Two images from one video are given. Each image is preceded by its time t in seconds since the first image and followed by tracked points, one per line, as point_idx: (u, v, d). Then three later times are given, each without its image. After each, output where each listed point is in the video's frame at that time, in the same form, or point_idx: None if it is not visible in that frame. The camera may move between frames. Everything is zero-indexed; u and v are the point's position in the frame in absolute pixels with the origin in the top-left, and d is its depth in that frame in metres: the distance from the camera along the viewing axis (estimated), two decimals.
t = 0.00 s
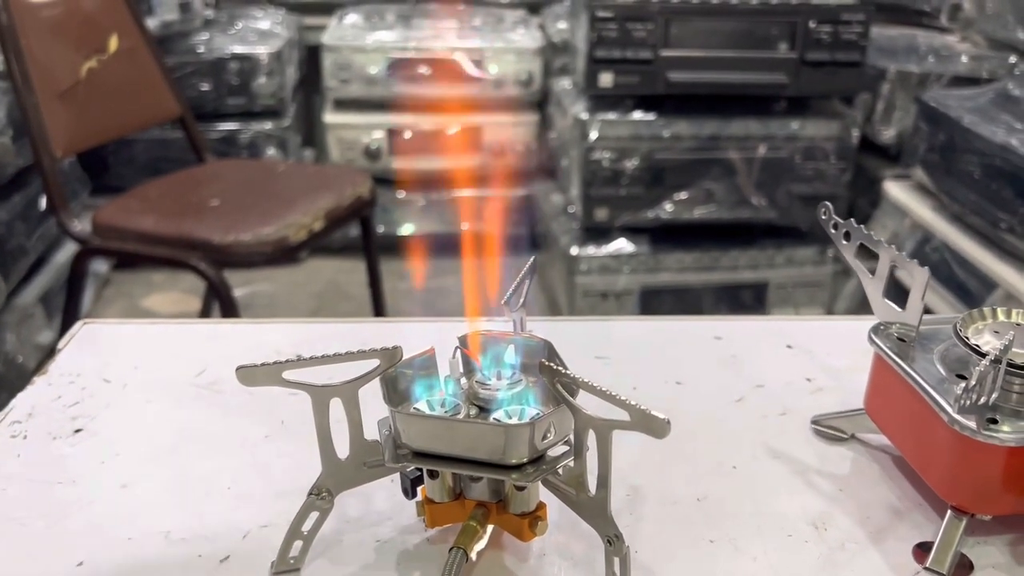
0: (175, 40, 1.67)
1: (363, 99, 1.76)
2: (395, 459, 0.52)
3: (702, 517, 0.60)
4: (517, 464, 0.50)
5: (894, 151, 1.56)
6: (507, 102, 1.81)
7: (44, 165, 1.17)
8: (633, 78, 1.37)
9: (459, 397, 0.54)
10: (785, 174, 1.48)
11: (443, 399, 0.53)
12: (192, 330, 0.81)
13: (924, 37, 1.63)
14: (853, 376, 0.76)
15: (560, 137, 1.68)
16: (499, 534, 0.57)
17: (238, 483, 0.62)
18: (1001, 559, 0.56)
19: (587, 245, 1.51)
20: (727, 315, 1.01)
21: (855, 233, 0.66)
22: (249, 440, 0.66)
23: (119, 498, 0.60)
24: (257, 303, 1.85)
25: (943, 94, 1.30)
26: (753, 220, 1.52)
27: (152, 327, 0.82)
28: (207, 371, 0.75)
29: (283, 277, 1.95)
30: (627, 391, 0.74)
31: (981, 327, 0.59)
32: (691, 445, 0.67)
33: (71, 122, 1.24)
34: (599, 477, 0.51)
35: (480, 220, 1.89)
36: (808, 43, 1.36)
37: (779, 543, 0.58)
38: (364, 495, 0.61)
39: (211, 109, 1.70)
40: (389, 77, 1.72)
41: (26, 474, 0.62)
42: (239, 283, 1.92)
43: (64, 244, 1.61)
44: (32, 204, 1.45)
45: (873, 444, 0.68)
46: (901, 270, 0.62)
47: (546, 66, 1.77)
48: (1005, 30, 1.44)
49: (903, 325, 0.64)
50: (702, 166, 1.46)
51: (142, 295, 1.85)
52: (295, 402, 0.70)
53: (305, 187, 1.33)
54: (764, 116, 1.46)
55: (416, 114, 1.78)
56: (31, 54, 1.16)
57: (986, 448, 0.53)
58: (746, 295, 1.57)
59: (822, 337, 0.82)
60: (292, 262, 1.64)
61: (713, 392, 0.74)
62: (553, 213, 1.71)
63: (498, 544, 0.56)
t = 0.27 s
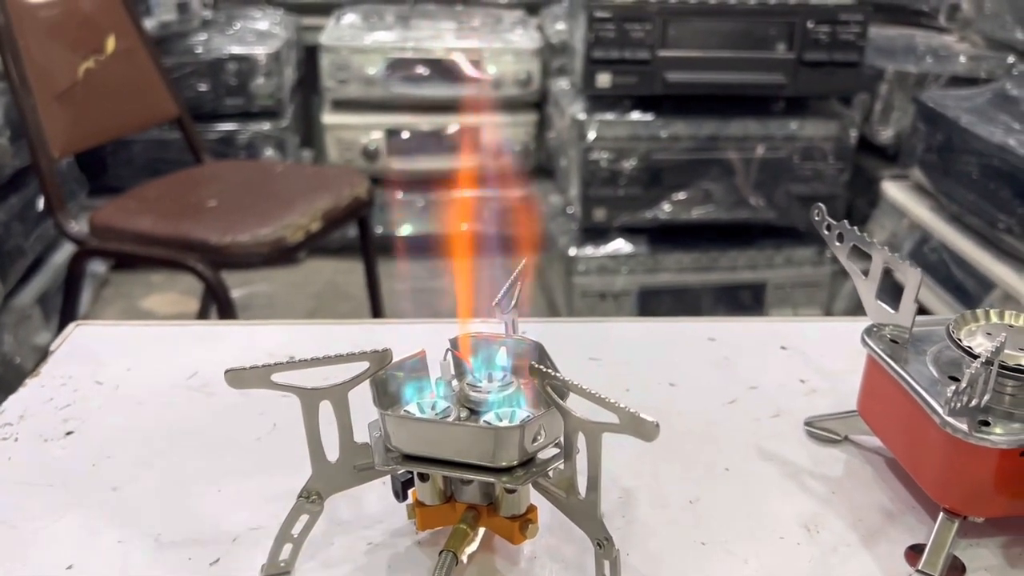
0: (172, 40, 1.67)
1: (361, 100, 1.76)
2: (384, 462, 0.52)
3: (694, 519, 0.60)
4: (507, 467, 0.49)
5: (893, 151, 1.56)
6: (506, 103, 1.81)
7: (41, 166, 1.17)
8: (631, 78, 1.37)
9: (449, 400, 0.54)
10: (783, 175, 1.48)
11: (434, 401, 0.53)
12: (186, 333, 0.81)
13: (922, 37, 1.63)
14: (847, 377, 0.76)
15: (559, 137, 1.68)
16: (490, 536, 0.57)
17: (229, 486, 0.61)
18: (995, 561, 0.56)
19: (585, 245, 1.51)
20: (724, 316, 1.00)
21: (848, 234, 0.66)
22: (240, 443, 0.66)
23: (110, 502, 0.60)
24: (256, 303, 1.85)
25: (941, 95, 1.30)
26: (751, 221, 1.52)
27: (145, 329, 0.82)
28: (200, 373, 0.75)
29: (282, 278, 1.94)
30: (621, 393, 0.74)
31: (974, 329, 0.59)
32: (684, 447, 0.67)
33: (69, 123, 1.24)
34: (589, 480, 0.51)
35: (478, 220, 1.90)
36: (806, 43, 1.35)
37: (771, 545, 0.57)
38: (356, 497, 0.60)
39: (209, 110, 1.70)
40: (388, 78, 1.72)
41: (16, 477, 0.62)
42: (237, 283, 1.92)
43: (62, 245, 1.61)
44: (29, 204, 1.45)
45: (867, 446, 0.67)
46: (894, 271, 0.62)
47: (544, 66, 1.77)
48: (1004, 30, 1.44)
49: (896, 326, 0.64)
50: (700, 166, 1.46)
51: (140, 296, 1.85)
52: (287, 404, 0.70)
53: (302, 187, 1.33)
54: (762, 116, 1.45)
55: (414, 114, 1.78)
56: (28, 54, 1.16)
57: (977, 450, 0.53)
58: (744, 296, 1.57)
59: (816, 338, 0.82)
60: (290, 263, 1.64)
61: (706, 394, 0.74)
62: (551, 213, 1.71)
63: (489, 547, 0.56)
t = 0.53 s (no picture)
0: (172, 41, 1.67)
1: (361, 100, 1.76)
2: (381, 464, 0.52)
3: (691, 521, 0.60)
4: (502, 469, 0.50)
5: (892, 151, 1.56)
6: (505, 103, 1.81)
7: (40, 167, 1.17)
8: (631, 78, 1.37)
9: (445, 402, 0.54)
10: (782, 175, 1.48)
11: (429, 403, 0.53)
12: (183, 334, 0.81)
13: (922, 37, 1.63)
14: (844, 378, 0.76)
15: (558, 137, 1.68)
16: (486, 538, 0.57)
17: (226, 488, 0.61)
18: (990, 562, 0.56)
19: (584, 245, 1.51)
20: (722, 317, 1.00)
21: (844, 236, 0.66)
22: (238, 444, 0.66)
23: (108, 503, 0.60)
24: (256, 303, 1.85)
25: (940, 95, 1.30)
26: (750, 221, 1.52)
27: (143, 330, 0.82)
28: (197, 374, 0.75)
29: (281, 278, 1.95)
30: (619, 394, 0.74)
31: (970, 330, 0.59)
32: (681, 448, 0.67)
33: (68, 124, 1.24)
34: (584, 481, 0.51)
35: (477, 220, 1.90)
36: (805, 43, 1.35)
37: (767, 546, 0.57)
38: (353, 499, 0.61)
39: (209, 110, 1.70)
40: (387, 78, 1.72)
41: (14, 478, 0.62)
42: (237, 284, 1.92)
43: (62, 245, 1.61)
44: (29, 205, 1.45)
45: (863, 447, 0.67)
46: (889, 272, 0.62)
47: (544, 67, 1.77)
48: (1003, 30, 1.44)
49: (891, 328, 0.64)
50: (700, 167, 1.46)
51: (140, 296, 1.85)
52: (284, 406, 0.70)
53: (301, 188, 1.33)
54: (761, 116, 1.46)
55: (414, 115, 1.78)
56: (28, 56, 1.16)
57: (973, 451, 0.53)
58: (744, 296, 1.57)
59: (814, 339, 0.82)
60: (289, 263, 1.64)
61: (703, 395, 0.74)
62: (550, 213, 1.71)
63: (485, 549, 0.56)
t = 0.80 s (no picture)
0: (174, 40, 1.67)
1: (362, 99, 1.76)
2: (389, 458, 0.52)
3: (700, 516, 0.59)
4: (512, 462, 0.49)
5: (896, 150, 1.56)
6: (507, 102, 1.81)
7: (42, 166, 1.17)
8: (633, 77, 1.36)
9: (455, 397, 0.53)
10: (785, 173, 1.48)
11: (438, 398, 0.53)
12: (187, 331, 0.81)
13: (925, 35, 1.62)
14: (852, 374, 0.76)
15: (560, 136, 1.68)
16: (494, 533, 0.57)
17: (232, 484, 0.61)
18: (1001, 557, 0.56)
19: (587, 244, 1.51)
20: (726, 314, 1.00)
21: (854, 229, 0.66)
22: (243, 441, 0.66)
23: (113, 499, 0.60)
24: (257, 303, 1.84)
25: (943, 92, 1.29)
26: (753, 219, 1.52)
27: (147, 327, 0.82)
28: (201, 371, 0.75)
29: (283, 277, 1.94)
30: (626, 389, 0.73)
31: (981, 324, 0.58)
32: (689, 443, 0.67)
33: (69, 123, 1.24)
34: (594, 475, 0.51)
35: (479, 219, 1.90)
36: (808, 41, 1.35)
37: (777, 542, 0.57)
38: (360, 495, 0.60)
39: (210, 110, 1.70)
40: (389, 78, 1.71)
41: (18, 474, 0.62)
42: (239, 283, 1.92)
43: (63, 245, 1.61)
44: (30, 204, 1.45)
45: (872, 442, 0.67)
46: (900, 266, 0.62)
47: (546, 66, 1.76)
48: (1007, 28, 1.43)
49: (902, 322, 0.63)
50: (702, 165, 1.46)
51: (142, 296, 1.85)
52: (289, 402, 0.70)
53: (304, 187, 1.33)
54: (764, 115, 1.45)
55: (415, 114, 1.78)
56: (30, 54, 1.15)
57: (985, 445, 0.53)
58: (746, 294, 1.57)
59: (821, 335, 0.82)
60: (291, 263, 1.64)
61: (710, 391, 0.73)
62: (553, 212, 1.70)
63: (493, 544, 0.56)
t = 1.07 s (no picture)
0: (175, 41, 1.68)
1: (363, 100, 1.76)
2: (388, 462, 0.52)
3: (697, 519, 0.60)
4: (510, 467, 0.50)
5: (896, 150, 1.56)
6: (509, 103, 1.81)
7: (44, 167, 1.17)
8: (634, 77, 1.37)
9: (453, 400, 0.54)
10: (786, 174, 1.48)
11: (437, 402, 0.54)
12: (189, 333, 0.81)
13: (925, 35, 1.62)
14: (850, 376, 0.76)
15: (561, 136, 1.68)
16: (493, 536, 0.57)
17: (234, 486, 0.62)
18: (997, 560, 0.56)
19: (587, 245, 1.51)
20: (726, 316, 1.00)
21: (850, 234, 0.66)
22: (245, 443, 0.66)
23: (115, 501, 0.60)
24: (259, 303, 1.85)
25: (944, 93, 1.30)
26: (753, 220, 1.52)
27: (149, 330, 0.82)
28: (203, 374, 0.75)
29: (285, 278, 1.95)
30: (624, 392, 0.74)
31: (976, 328, 0.59)
32: (687, 446, 0.67)
33: (71, 125, 1.25)
34: (592, 479, 0.51)
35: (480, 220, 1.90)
36: (809, 42, 1.35)
37: (774, 544, 0.57)
38: (360, 498, 0.61)
39: (212, 111, 1.71)
40: (390, 78, 1.72)
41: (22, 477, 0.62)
42: (241, 284, 1.92)
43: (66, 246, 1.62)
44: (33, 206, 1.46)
45: (869, 445, 0.68)
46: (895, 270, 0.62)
47: (547, 66, 1.77)
48: (1007, 28, 1.43)
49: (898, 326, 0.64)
50: (703, 166, 1.46)
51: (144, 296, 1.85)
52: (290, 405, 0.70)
53: (305, 188, 1.33)
54: (764, 115, 1.45)
55: (416, 114, 1.78)
56: (32, 56, 1.16)
57: (980, 449, 0.53)
58: (747, 295, 1.57)
59: (820, 338, 0.82)
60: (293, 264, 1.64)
61: (709, 394, 0.74)
62: (554, 212, 1.70)
63: (492, 547, 0.56)
